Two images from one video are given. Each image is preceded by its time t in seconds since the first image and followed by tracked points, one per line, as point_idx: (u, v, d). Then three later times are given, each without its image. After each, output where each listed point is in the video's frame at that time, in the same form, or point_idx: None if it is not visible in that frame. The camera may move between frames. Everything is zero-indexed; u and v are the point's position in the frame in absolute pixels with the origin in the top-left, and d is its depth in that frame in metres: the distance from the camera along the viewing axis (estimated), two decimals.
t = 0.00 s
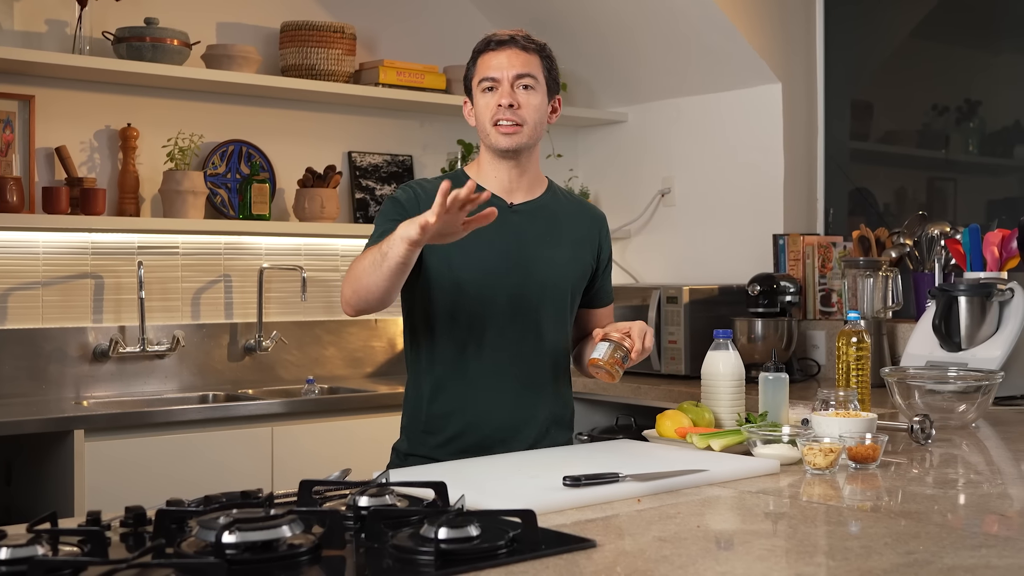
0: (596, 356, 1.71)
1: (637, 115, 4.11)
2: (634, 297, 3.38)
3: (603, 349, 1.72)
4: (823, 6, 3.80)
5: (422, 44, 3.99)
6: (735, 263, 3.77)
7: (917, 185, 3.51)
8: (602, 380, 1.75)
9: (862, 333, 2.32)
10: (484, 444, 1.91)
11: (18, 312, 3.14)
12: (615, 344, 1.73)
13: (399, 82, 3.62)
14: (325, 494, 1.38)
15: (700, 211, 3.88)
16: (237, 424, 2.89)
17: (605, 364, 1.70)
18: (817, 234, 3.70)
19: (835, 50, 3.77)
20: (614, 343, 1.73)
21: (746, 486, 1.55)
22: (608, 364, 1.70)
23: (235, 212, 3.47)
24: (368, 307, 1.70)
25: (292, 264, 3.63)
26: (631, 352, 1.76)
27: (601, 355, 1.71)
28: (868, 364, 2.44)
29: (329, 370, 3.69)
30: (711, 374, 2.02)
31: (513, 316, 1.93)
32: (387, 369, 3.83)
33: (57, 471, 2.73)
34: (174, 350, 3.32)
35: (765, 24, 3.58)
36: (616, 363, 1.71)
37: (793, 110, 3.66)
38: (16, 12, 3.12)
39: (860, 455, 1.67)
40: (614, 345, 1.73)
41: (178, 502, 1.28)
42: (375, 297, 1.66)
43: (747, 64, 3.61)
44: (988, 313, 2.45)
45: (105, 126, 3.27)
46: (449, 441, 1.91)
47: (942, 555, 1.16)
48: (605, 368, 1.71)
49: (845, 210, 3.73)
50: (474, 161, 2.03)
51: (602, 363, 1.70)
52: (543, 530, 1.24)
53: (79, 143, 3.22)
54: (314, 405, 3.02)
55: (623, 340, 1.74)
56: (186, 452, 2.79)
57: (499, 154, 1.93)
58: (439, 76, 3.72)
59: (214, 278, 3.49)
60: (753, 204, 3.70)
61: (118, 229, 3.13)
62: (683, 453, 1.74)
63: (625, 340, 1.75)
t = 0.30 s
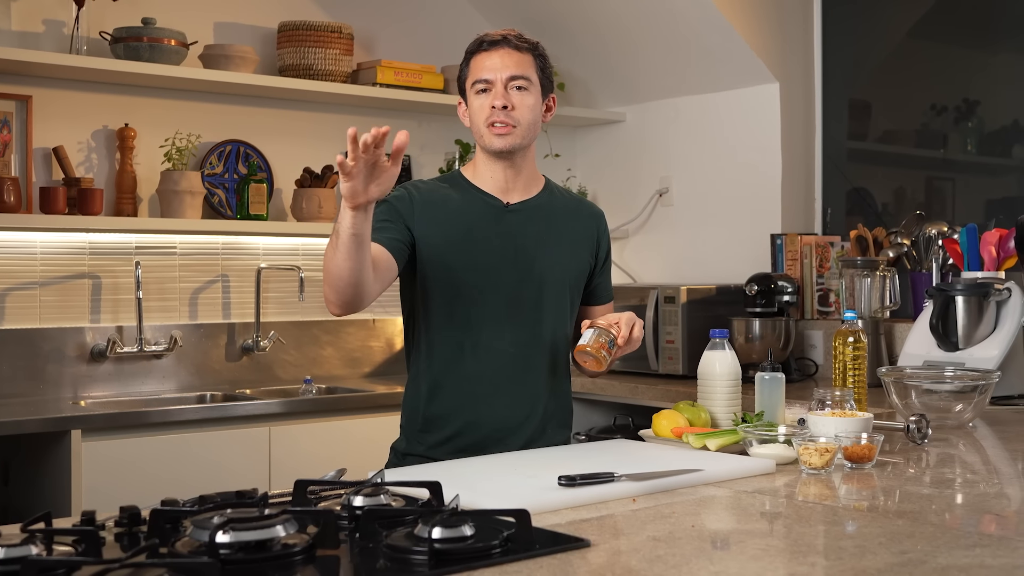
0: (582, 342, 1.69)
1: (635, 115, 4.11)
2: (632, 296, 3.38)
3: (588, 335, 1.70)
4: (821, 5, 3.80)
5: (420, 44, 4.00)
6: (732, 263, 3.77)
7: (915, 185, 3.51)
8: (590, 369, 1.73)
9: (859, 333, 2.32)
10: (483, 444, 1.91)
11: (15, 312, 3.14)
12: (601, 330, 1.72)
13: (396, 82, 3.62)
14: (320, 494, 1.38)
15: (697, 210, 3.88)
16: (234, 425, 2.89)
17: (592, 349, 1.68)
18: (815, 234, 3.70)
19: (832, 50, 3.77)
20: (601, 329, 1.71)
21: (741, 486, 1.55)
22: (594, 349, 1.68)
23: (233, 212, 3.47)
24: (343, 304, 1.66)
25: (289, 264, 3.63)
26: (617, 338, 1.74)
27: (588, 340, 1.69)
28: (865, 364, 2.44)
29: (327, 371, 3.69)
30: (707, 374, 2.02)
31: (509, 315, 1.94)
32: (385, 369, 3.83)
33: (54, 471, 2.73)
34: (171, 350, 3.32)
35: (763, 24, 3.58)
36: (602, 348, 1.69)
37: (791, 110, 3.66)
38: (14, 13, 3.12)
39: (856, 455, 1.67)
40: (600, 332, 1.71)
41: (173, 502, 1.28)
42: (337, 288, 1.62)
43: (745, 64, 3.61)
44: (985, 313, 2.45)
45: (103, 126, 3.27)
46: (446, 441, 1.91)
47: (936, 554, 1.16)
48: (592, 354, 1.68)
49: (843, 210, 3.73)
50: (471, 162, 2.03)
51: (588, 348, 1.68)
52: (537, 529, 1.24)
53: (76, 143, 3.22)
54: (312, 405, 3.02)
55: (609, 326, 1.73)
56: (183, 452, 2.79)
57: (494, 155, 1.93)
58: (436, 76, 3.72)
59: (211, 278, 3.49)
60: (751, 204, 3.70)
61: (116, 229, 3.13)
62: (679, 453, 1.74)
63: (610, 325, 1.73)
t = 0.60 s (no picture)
0: (568, 369, 1.63)
1: (637, 116, 4.11)
2: (635, 297, 3.38)
3: (574, 361, 1.63)
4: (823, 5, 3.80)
5: (422, 44, 4.00)
6: (734, 263, 3.77)
7: (918, 186, 3.51)
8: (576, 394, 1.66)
9: (861, 334, 2.32)
10: (483, 445, 1.91)
11: (18, 312, 3.15)
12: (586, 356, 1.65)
13: (399, 83, 3.62)
14: (321, 495, 1.38)
15: (699, 211, 3.88)
16: (237, 425, 2.90)
17: (578, 378, 1.61)
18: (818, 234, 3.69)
19: (835, 50, 3.77)
20: (587, 355, 1.64)
21: (743, 487, 1.55)
22: (580, 377, 1.61)
23: (235, 213, 3.47)
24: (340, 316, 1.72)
25: (292, 264, 3.64)
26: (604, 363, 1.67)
27: (574, 368, 1.62)
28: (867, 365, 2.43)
29: (329, 371, 3.69)
30: (709, 374, 2.02)
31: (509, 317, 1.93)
32: (388, 369, 3.84)
33: (57, 471, 2.73)
34: (174, 350, 3.32)
35: (765, 25, 3.58)
36: (588, 377, 1.62)
37: (794, 111, 3.66)
38: (16, 13, 3.13)
39: (857, 456, 1.67)
40: (586, 358, 1.64)
41: (174, 503, 1.28)
42: (361, 315, 1.68)
43: (747, 65, 3.61)
44: (987, 314, 2.45)
45: (106, 127, 3.27)
46: (445, 441, 1.91)
47: (937, 556, 1.15)
48: (577, 383, 1.62)
49: (845, 210, 3.73)
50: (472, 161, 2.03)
51: (575, 377, 1.61)
52: (538, 530, 1.23)
53: (79, 143, 3.23)
54: (314, 405, 3.03)
55: (596, 352, 1.65)
56: (185, 453, 2.80)
57: (487, 148, 1.93)
58: (439, 76, 3.72)
59: (214, 278, 3.49)
60: (753, 204, 3.70)
61: (118, 230, 3.13)
62: (680, 454, 1.74)
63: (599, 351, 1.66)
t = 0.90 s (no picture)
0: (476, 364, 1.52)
1: (640, 117, 4.11)
2: (637, 298, 3.38)
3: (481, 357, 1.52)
4: (826, 7, 3.80)
5: (425, 45, 4.00)
6: (737, 265, 3.76)
7: (921, 188, 3.51)
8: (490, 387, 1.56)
9: (863, 336, 2.32)
10: (487, 445, 1.91)
11: (20, 312, 3.15)
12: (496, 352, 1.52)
13: (402, 84, 3.63)
14: (323, 496, 1.38)
15: (702, 212, 3.88)
16: (239, 426, 2.90)
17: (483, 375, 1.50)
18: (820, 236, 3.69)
19: (838, 51, 3.77)
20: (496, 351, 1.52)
21: (745, 489, 1.54)
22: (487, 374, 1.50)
23: (238, 214, 3.48)
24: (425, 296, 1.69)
25: (294, 266, 3.64)
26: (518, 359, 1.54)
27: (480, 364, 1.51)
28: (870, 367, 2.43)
29: (331, 372, 3.69)
30: (711, 376, 2.02)
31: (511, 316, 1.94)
32: (390, 371, 3.84)
33: (59, 472, 2.74)
34: (176, 351, 3.32)
35: (767, 25, 3.57)
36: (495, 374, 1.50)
37: (797, 112, 3.65)
38: (20, 14, 3.13)
39: (860, 458, 1.67)
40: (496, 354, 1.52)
41: (176, 504, 1.28)
42: (459, 288, 1.67)
43: (750, 67, 3.61)
44: (990, 316, 2.44)
45: (109, 128, 3.28)
46: (449, 441, 1.90)
47: (940, 558, 1.15)
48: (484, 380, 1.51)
49: (848, 212, 3.72)
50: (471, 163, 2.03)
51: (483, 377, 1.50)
52: (540, 532, 1.23)
53: (82, 144, 3.23)
54: (316, 406, 3.03)
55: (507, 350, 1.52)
56: (188, 454, 2.80)
57: (476, 159, 1.94)
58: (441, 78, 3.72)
59: (216, 279, 3.49)
60: (756, 206, 3.70)
61: (121, 231, 3.13)
62: (683, 456, 1.74)
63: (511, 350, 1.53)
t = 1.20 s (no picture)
0: (598, 360, 1.65)
1: (641, 117, 4.11)
2: (638, 299, 3.38)
3: (601, 352, 1.66)
4: (827, 7, 3.80)
5: (426, 46, 4.00)
6: (738, 265, 3.77)
7: (921, 188, 3.51)
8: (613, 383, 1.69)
9: (865, 336, 2.32)
10: (487, 447, 1.91)
11: (21, 313, 3.15)
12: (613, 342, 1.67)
13: (403, 85, 3.63)
14: (325, 496, 1.38)
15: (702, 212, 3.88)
16: (241, 426, 2.90)
17: (608, 366, 1.64)
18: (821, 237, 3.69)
19: (839, 51, 3.77)
20: (610, 342, 1.67)
21: (747, 489, 1.55)
22: (612, 363, 1.64)
23: (239, 214, 3.48)
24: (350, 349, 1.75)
25: (296, 266, 3.64)
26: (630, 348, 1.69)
27: (601, 358, 1.65)
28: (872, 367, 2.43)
29: (333, 373, 3.69)
30: (713, 377, 2.02)
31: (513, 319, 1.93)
32: (391, 371, 3.84)
33: (61, 472, 2.74)
34: (177, 352, 3.32)
35: (768, 26, 3.57)
36: (619, 359, 1.65)
37: (798, 112, 3.66)
38: (21, 15, 3.13)
39: (862, 458, 1.67)
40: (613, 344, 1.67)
41: (178, 504, 1.28)
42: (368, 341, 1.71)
43: (751, 67, 3.61)
44: (991, 317, 2.45)
45: (110, 128, 3.28)
46: (450, 443, 1.91)
47: (942, 558, 1.15)
48: (612, 371, 1.64)
49: (849, 213, 3.72)
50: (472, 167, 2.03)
51: (608, 365, 1.64)
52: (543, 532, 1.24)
53: (83, 145, 3.23)
54: (318, 407, 3.03)
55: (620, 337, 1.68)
56: (189, 454, 2.80)
57: (489, 163, 1.94)
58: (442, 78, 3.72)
59: (217, 280, 3.49)
60: (757, 207, 3.70)
61: (122, 231, 3.14)
62: (685, 456, 1.74)
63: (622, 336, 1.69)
